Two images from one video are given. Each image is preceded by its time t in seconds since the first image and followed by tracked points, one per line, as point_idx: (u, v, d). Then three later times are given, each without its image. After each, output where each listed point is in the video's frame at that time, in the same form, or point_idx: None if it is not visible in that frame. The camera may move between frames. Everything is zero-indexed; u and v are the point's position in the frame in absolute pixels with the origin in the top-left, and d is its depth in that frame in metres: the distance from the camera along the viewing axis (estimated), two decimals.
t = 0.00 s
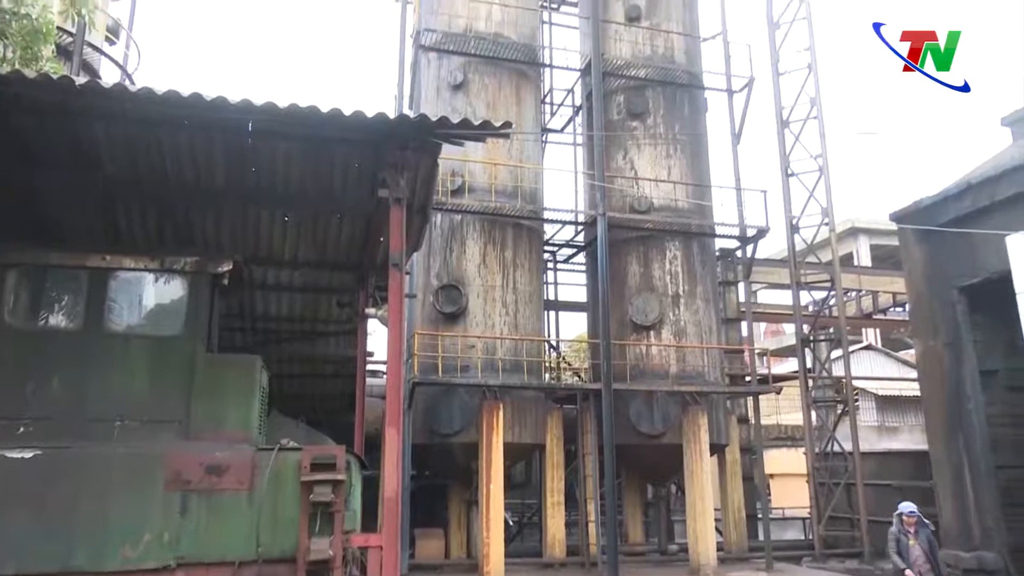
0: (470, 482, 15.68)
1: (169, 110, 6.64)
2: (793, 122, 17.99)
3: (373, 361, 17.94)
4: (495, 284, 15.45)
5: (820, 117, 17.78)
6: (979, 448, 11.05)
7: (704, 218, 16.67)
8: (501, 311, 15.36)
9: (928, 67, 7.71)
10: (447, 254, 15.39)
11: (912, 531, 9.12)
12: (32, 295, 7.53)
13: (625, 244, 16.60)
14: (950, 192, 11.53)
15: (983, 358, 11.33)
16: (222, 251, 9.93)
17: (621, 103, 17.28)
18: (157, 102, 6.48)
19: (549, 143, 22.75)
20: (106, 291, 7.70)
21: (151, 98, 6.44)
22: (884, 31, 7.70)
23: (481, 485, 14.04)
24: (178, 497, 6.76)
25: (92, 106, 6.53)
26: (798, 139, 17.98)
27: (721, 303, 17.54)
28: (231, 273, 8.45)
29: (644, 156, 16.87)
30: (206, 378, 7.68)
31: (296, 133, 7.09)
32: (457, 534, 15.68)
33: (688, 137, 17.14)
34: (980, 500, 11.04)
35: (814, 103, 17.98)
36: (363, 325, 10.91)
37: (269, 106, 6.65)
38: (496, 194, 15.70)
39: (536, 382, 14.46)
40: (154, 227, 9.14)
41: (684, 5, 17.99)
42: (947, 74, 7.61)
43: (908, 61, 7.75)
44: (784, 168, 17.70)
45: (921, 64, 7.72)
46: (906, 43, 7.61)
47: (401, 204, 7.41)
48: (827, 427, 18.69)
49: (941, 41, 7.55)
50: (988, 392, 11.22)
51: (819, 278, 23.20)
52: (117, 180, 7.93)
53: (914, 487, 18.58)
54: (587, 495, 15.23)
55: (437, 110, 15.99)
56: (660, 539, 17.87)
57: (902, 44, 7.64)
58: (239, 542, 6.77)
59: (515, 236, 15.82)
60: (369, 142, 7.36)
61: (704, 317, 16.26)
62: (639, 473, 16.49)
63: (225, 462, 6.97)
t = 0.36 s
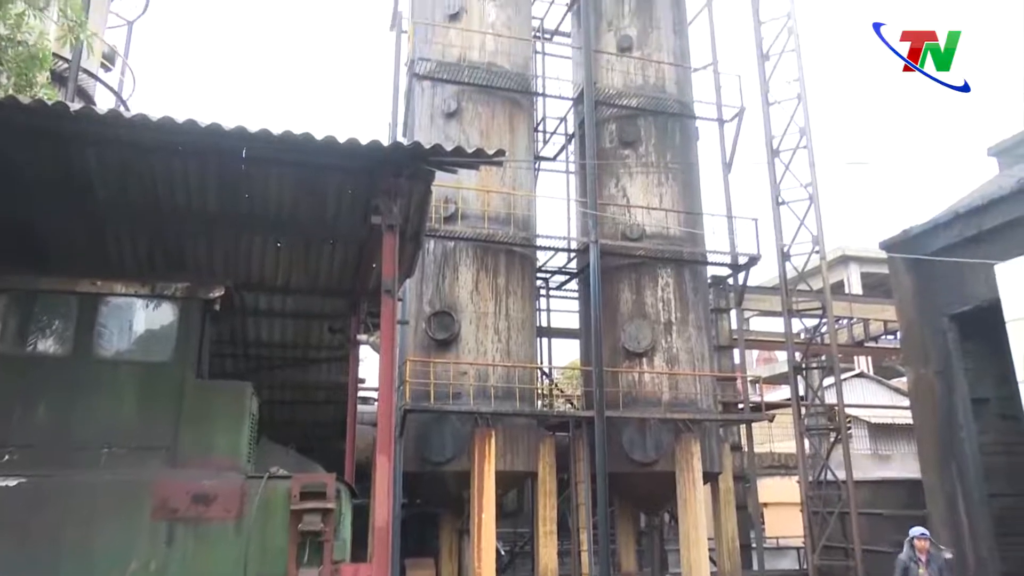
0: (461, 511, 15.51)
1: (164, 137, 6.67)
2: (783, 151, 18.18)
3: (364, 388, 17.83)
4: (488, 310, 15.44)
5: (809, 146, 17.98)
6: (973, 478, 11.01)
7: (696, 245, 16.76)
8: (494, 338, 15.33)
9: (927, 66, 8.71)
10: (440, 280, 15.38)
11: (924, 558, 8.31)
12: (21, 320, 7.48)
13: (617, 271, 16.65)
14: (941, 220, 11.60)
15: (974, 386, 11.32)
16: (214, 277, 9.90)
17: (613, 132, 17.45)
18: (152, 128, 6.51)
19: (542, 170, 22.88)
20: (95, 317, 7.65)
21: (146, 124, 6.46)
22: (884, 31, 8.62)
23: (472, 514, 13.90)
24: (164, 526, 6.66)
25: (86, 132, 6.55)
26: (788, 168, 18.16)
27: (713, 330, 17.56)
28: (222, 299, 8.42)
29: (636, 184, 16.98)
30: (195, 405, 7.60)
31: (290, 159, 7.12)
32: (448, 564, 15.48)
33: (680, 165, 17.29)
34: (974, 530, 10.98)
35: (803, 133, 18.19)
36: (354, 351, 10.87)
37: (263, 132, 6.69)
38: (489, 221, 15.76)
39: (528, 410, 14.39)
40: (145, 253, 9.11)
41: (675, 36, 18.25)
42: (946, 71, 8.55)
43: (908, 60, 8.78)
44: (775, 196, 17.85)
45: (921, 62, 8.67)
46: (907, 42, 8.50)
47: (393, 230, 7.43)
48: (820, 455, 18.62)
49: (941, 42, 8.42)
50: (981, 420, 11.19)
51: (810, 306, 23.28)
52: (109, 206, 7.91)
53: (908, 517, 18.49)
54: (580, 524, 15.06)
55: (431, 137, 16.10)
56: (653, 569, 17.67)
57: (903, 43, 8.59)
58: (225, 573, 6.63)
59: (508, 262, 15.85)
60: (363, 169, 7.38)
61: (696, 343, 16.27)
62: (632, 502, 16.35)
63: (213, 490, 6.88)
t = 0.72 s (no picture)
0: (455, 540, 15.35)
1: (161, 164, 6.70)
2: (776, 179, 18.32)
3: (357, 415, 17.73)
4: (482, 337, 15.42)
5: (802, 175, 18.12)
6: (970, 507, 10.96)
7: (690, 273, 16.83)
8: (488, 364, 15.29)
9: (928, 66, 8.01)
10: (435, 306, 15.37)
11: None
12: (12, 346, 7.44)
13: (612, 298, 16.67)
14: (934, 247, 11.62)
15: (969, 415, 11.32)
16: (208, 303, 9.88)
17: (608, 160, 17.59)
18: (149, 154, 6.54)
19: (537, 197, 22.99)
20: (88, 342, 7.62)
21: (143, 151, 6.50)
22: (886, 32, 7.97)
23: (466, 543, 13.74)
24: (153, 555, 6.58)
25: (82, 159, 6.58)
26: (781, 196, 18.29)
27: (708, 358, 17.54)
28: (216, 325, 8.39)
29: (631, 212, 17.08)
30: (187, 432, 7.54)
31: (286, 186, 7.15)
32: None
33: (674, 193, 17.42)
34: (971, 560, 10.90)
35: (796, 162, 18.35)
36: (348, 378, 10.83)
37: (260, 159, 6.72)
38: (484, 248, 15.81)
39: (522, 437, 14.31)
40: (139, 278, 9.09)
41: (669, 66, 18.46)
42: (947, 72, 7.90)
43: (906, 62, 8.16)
44: (768, 223, 17.96)
45: (921, 64, 8.01)
46: (905, 44, 7.96)
47: (388, 257, 7.45)
48: (816, 484, 18.51)
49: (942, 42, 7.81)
50: (976, 449, 11.17)
51: (804, 333, 23.31)
52: (104, 232, 7.92)
53: (905, 546, 18.34)
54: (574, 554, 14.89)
55: (426, 164, 16.20)
56: None
57: (902, 44, 7.98)
58: None
59: (502, 288, 15.86)
60: (358, 196, 7.42)
61: (691, 370, 16.25)
62: (628, 531, 16.19)
63: (203, 519, 6.80)
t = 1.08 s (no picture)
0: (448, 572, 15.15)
1: (156, 192, 6.73)
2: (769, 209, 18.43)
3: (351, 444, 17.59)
4: (477, 365, 15.36)
5: (795, 205, 18.25)
6: (968, 538, 10.88)
7: (684, 301, 16.86)
8: (483, 393, 15.22)
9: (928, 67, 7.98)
10: (430, 334, 15.33)
11: None
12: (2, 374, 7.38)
13: (607, 327, 16.66)
14: (929, 275, 11.64)
15: (966, 445, 11.27)
16: (201, 332, 9.83)
17: (603, 190, 17.70)
18: (146, 182, 6.56)
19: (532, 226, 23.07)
20: (81, 370, 7.57)
21: (140, 179, 6.52)
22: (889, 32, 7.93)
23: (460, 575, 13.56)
24: None
25: (78, 187, 6.60)
26: (775, 226, 18.39)
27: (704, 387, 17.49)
28: (209, 353, 8.36)
29: (626, 241, 17.14)
30: (178, 462, 7.47)
31: (282, 215, 7.17)
32: None
33: (668, 223, 17.51)
34: None
35: (789, 192, 18.49)
36: (342, 407, 10.76)
37: (256, 188, 6.75)
38: (480, 276, 15.83)
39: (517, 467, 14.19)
40: (133, 306, 9.07)
41: (663, 97, 18.67)
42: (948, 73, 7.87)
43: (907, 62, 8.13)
44: (762, 252, 18.04)
45: (921, 64, 8.00)
46: (906, 43, 7.99)
47: (383, 285, 7.45)
48: (813, 515, 18.35)
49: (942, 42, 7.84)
50: (973, 479, 11.11)
51: (800, 363, 23.29)
52: (98, 260, 7.91)
53: None
54: None
55: (423, 193, 16.27)
56: None
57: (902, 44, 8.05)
58: None
59: (498, 317, 15.86)
60: (354, 224, 7.44)
61: (687, 400, 16.19)
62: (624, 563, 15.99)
63: (193, 550, 6.72)
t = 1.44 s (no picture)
0: None
1: (155, 223, 6.76)
2: (765, 240, 18.52)
3: (346, 475, 17.44)
4: (474, 396, 15.28)
5: (791, 236, 18.33)
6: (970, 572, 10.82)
7: (681, 332, 16.86)
8: (480, 424, 15.12)
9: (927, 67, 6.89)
10: (427, 365, 15.28)
11: None
12: None
13: (605, 357, 16.63)
14: (926, 307, 11.65)
15: (966, 477, 11.23)
16: (197, 362, 9.78)
17: (600, 220, 17.79)
18: (145, 213, 6.59)
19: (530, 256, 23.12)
20: (75, 400, 7.54)
21: (139, 210, 6.56)
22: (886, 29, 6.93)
23: None
24: None
25: (77, 218, 6.63)
26: (771, 257, 18.46)
27: (702, 418, 17.41)
28: (205, 384, 8.34)
29: (623, 271, 17.17)
30: (170, 493, 7.38)
31: (280, 245, 7.18)
32: None
33: (665, 254, 17.57)
34: None
35: (785, 223, 18.58)
36: (338, 438, 10.68)
37: (255, 218, 6.78)
38: (477, 306, 15.83)
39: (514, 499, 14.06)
40: (129, 337, 9.04)
41: (659, 130, 18.85)
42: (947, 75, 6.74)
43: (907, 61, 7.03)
44: (759, 283, 18.07)
45: (921, 65, 6.95)
46: (904, 44, 7.03)
47: (380, 315, 7.43)
48: (814, 548, 18.16)
49: (943, 41, 6.80)
50: (974, 512, 11.03)
51: (798, 393, 23.20)
52: (95, 290, 7.91)
53: None
54: None
55: (420, 224, 16.33)
56: None
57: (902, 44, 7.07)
58: None
59: (495, 347, 15.84)
60: (352, 254, 7.45)
61: (685, 431, 16.10)
62: None
63: None
